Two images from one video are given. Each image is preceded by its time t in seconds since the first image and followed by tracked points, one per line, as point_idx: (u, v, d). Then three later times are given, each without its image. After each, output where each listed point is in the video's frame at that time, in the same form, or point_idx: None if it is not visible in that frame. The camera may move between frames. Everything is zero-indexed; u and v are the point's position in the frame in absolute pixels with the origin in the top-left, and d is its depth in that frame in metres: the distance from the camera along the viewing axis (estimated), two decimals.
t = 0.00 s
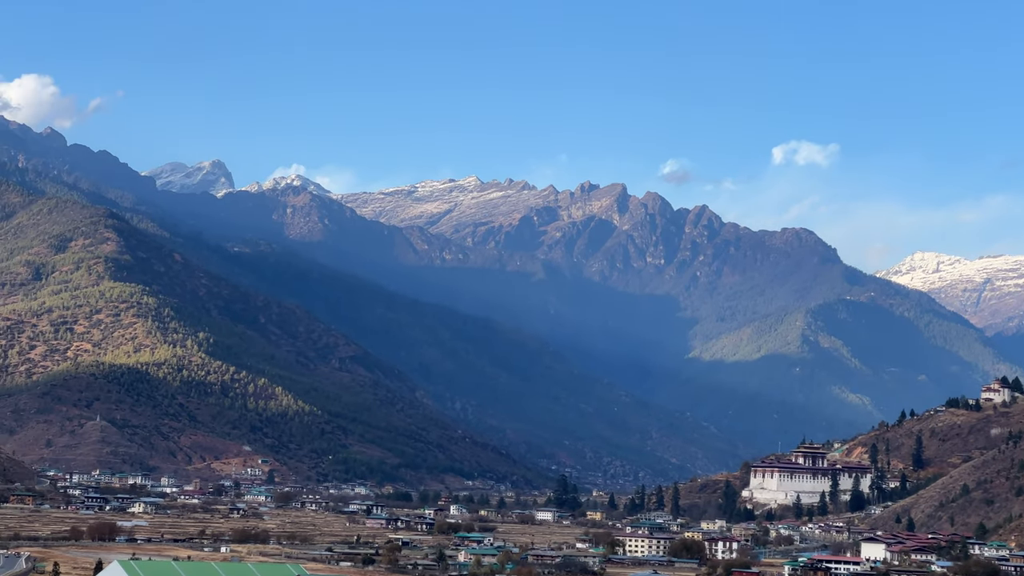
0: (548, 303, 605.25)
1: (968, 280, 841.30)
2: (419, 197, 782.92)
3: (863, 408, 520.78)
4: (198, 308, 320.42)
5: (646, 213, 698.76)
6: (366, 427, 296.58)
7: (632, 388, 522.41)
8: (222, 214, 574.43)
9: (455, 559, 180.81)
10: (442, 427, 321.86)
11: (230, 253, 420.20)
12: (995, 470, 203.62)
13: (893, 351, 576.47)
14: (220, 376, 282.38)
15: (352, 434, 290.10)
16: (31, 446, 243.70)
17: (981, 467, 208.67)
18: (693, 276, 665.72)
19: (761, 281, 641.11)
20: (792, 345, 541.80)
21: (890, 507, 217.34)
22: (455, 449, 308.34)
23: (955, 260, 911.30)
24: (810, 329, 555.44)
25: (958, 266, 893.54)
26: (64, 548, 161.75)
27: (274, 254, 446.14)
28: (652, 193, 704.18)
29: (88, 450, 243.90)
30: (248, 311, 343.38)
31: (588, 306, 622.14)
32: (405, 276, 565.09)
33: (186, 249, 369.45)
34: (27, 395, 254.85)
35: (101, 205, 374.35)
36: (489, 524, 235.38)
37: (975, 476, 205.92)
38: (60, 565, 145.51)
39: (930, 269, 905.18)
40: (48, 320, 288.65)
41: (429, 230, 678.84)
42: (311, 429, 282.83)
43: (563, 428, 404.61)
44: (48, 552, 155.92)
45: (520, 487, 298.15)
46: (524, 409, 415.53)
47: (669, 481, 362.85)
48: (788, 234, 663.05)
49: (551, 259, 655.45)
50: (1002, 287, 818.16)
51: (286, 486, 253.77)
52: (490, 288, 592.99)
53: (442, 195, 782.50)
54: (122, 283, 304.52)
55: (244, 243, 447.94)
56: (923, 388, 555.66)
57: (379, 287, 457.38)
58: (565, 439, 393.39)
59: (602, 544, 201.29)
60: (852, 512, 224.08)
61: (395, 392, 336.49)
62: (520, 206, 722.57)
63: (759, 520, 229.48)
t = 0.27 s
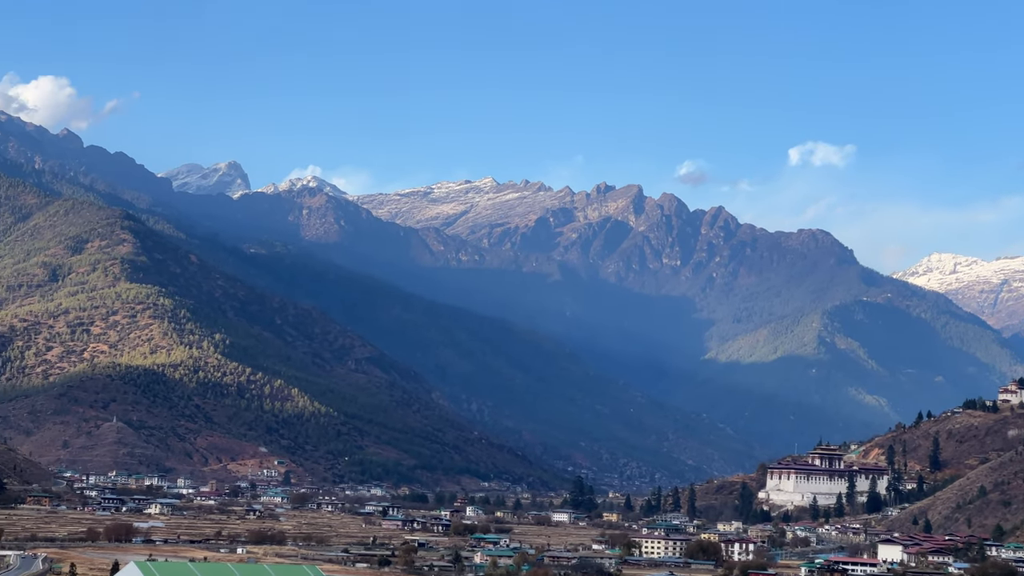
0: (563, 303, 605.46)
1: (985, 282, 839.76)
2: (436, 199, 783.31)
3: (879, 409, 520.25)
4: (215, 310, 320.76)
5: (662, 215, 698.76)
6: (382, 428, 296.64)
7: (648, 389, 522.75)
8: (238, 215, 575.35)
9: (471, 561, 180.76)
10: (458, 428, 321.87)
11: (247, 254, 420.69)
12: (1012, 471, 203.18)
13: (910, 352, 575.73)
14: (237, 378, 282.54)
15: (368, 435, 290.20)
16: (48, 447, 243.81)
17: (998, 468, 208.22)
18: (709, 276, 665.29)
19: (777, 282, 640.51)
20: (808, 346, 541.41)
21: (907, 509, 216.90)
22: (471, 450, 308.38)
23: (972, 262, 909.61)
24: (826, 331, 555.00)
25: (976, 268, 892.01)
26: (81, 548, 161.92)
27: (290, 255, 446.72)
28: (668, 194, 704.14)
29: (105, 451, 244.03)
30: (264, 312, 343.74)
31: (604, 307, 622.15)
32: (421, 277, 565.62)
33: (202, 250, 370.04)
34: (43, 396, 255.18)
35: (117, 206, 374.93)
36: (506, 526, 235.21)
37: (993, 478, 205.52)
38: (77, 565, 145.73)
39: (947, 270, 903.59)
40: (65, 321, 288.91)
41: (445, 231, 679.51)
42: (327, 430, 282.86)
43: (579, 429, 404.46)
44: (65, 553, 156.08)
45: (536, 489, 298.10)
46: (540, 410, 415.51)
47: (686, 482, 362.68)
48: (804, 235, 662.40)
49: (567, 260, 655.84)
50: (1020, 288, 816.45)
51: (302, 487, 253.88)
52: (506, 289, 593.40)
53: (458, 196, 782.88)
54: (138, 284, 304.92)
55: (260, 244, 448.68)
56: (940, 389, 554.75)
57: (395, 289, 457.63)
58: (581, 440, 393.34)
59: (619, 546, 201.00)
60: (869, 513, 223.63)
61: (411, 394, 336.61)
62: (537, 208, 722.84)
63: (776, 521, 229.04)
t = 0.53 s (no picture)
0: (579, 304, 605.69)
1: (1001, 284, 838.42)
2: (451, 200, 783.57)
3: (895, 410, 519.85)
4: (230, 311, 320.99)
5: (677, 216, 698.62)
6: (397, 430, 296.72)
7: (663, 390, 523.21)
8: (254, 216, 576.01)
9: (486, 562, 180.72)
10: (473, 430, 321.92)
11: (262, 256, 421.15)
12: None
13: (926, 354, 575.13)
14: (252, 379, 282.67)
15: (384, 436, 290.35)
16: (64, 448, 243.61)
17: (1015, 470, 207.84)
18: (724, 278, 664.79)
19: (793, 283, 640.21)
20: (824, 348, 541.23)
21: (924, 511, 216.48)
22: (486, 452, 308.47)
23: (989, 263, 908.22)
24: (842, 333, 554.79)
25: (992, 269, 890.60)
26: (97, 550, 161.94)
27: (305, 256, 447.26)
28: (684, 195, 703.93)
29: (121, 452, 244.13)
30: (280, 313, 344.09)
31: (619, 308, 622.23)
32: (436, 279, 566.17)
33: (217, 251, 370.52)
34: (60, 398, 255.40)
35: (133, 208, 375.39)
36: (521, 527, 235.14)
37: (1009, 480, 205.17)
38: (95, 567, 145.76)
39: (963, 271, 902.31)
40: (81, 322, 289.19)
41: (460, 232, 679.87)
42: (343, 431, 282.89)
43: (594, 430, 404.33)
44: (82, 555, 156.20)
45: (552, 490, 298.14)
46: (555, 411, 415.49)
47: (701, 484, 362.34)
48: (820, 236, 661.85)
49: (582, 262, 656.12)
50: None
51: (318, 488, 254.01)
52: (521, 291, 593.90)
53: (473, 198, 782.99)
54: (153, 286, 305.18)
55: (276, 246, 449.15)
56: (956, 390, 553.99)
57: (411, 290, 457.86)
58: (597, 441, 393.21)
59: (634, 547, 200.75)
60: (885, 515, 223.19)
61: (426, 395, 336.73)
62: (552, 209, 723.03)
63: (792, 523, 228.56)
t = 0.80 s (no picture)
0: (593, 305, 605.84)
1: (1017, 285, 837.06)
2: (466, 201, 783.86)
3: (910, 411, 519.20)
4: (244, 312, 321.35)
5: (692, 217, 698.39)
6: (412, 431, 296.71)
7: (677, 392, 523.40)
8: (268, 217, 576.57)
9: (501, 563, 180.60)
10: (488, 431, 321.84)
11: (277, 257, 421.68)
12: None
13: (941, 354, 574.36)
14: (266, 381, 282.87)
15: (398, 438, 290.39)
16: (80, 449, 243.54)
17: None
18: (739, 279, 664.20)
19: (808, 284, 639.79)
20: (839, 349, 541.06)
21: (939, 512, 215.95)
22: (501, 453, 308.39)
23: (1004, 265, 906.75)
24: (857, 334, 554.69)
25: (1007, 271, 889.31)
26: (112, 551, 161.92)
27: (320, 258, 447.89)
28: (699, 197, 703.72)
29: (136, 454, 244.19)
30: (294, 315, 344.40)
31: (634, 309, 622.23)
32: (451, 280, 566.66)
33: (232, 253, 370.92)
34: (75, 399, 255.68)
35: (148, 209, 375.94)
36: (536, 528, 235.08)
37: None
38: (110, 568, 145.72)
39: (978, 272, 900.98)
40: (96, 324, 289.38)
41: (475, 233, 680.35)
42: (357, 433, 283.07)
43: (608, 432, 404.16)
44: (97, 556, 156.28)
45: (566, 491, 298.04)
46: (570, 412, 415.38)
47: (716, 485, 362.09)
48: (835, 237, 661.25)
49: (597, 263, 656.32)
50: None
51: (332, 489, 254.06)
52: (536, 292, 594.20)
53: (488, 199, 783.16)
54: (168, 287, 305.56)
55: (291, 247, 449.81)
56: (972, 392, 553.05)
57: (425, 292, 458.10)
58: (611, 443, 393.02)
59: (649, 549, 200.39)
60: (900, 517, 222.62)
61: (440, 396, 336.77)
62: (567, 210, 723.19)
63: (807, 524, 227.99)
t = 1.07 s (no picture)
0: (607, 305, 605.76)
1: None
2: (479, 202, 783.94)
3: (925, 411, 517.75)
4: (258, 313, 321.57)
5: (706, 218, 697.87)
6: (425, 432, 296.54)
7: (691, 392, 523.45)
8: (282, 218, 577.15)
9: (514, 564, 180.35)
10: (502, 432, 321.57)
11: (291, 258, 422.09)
12: None
13: (956, 354, 573.10)
14: (280, 381, 282.99)
15: (412, 439, 290.24)
16: (94, 450, 243.48)
17: None
18: (754, 279, 663.29)
19: (822, 285, 639.13)
20: (854, 351, 540.61)
21: (954, 513, 215.34)
22: (515, 454, 308.10)
23: (1019, 265, 904.68)
24: (871, 335, 554.33)
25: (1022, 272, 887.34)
26: (126, 552, 161.89)
27: (334, 259, 448.36)
28: (713, 198, 703.26)
29: (150, 454, 244.29)
30: (308, 316, 344.54)
31: (647, 309, 621.96)
32: (465, 280, 566.99)
33: (246, 253, 371.18)
34: (89, 400, 255.86)
35: (163, 210, 376.26)
36: (550, 529, 234.68)
37: None
38: (124, 568, 145.72)
39: (994, 273, 899.17)
40: (110, 324, 289.50)
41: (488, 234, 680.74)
42: (371, 433, 283.08)
43: (622, 432, 403.69)
44: (111, 556, 156.42)
45: (580, 492, 297.70)
46: (584, 413, 415.08)
47: (730, 486, 361.65)
48: (849, 238, 660.45)
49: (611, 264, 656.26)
50: None
51: (346, 490, 253.95)
52: (550, 293, 594.21)
53: (502, 200, 783.06)
54: (182, 288, 305.85)
55: (305, 248, 450.22)
56: (987, 392, 551.79)
57: (440, 292, 458.14)
58: (625, 444, 392.69)
59: (663, 550, 200.06)
60: (915, 518, 221.98)
61: (455, 397, 336.63)
62: (581, 211, 723.23)
63: (821, 526, 227.25)
